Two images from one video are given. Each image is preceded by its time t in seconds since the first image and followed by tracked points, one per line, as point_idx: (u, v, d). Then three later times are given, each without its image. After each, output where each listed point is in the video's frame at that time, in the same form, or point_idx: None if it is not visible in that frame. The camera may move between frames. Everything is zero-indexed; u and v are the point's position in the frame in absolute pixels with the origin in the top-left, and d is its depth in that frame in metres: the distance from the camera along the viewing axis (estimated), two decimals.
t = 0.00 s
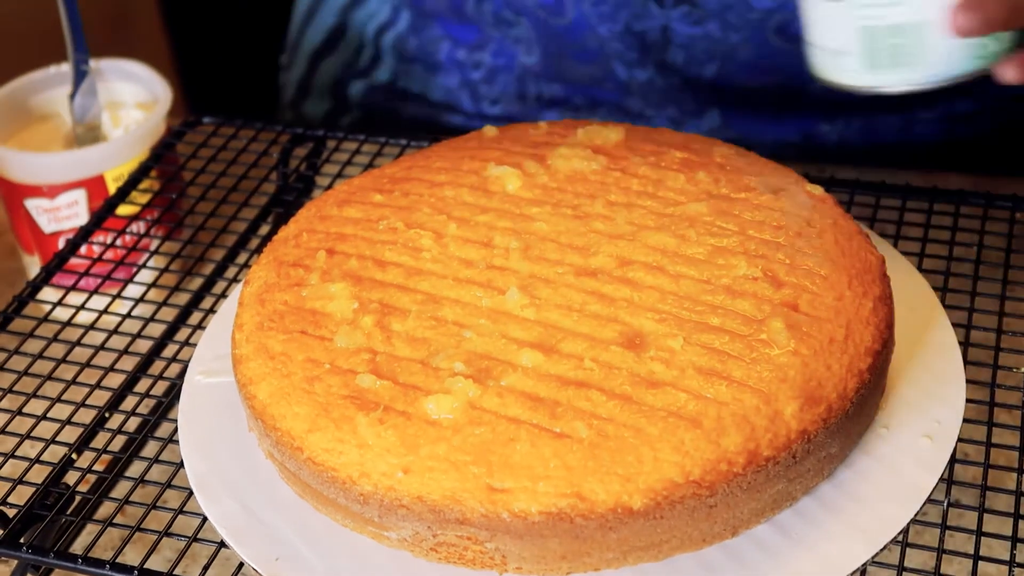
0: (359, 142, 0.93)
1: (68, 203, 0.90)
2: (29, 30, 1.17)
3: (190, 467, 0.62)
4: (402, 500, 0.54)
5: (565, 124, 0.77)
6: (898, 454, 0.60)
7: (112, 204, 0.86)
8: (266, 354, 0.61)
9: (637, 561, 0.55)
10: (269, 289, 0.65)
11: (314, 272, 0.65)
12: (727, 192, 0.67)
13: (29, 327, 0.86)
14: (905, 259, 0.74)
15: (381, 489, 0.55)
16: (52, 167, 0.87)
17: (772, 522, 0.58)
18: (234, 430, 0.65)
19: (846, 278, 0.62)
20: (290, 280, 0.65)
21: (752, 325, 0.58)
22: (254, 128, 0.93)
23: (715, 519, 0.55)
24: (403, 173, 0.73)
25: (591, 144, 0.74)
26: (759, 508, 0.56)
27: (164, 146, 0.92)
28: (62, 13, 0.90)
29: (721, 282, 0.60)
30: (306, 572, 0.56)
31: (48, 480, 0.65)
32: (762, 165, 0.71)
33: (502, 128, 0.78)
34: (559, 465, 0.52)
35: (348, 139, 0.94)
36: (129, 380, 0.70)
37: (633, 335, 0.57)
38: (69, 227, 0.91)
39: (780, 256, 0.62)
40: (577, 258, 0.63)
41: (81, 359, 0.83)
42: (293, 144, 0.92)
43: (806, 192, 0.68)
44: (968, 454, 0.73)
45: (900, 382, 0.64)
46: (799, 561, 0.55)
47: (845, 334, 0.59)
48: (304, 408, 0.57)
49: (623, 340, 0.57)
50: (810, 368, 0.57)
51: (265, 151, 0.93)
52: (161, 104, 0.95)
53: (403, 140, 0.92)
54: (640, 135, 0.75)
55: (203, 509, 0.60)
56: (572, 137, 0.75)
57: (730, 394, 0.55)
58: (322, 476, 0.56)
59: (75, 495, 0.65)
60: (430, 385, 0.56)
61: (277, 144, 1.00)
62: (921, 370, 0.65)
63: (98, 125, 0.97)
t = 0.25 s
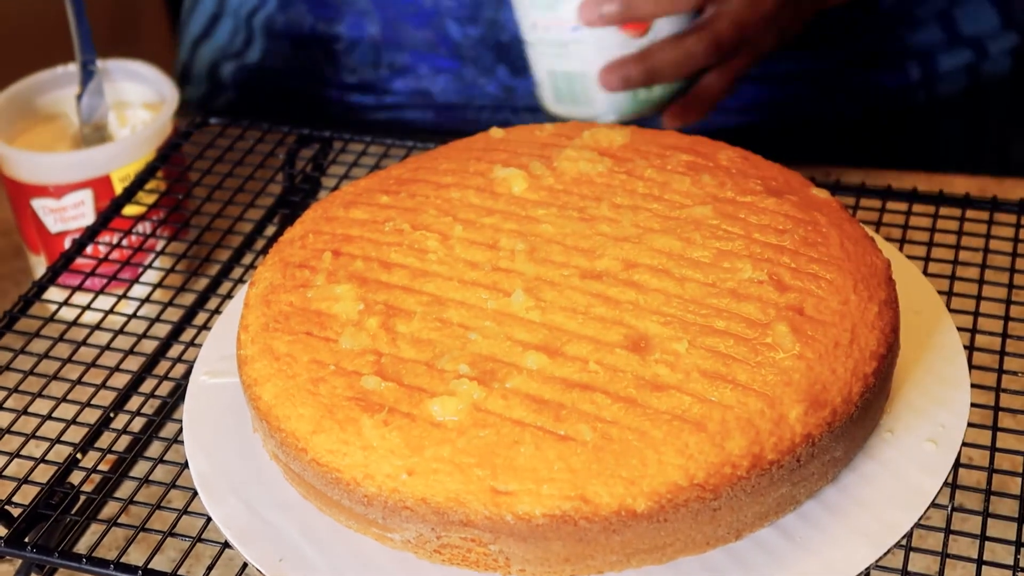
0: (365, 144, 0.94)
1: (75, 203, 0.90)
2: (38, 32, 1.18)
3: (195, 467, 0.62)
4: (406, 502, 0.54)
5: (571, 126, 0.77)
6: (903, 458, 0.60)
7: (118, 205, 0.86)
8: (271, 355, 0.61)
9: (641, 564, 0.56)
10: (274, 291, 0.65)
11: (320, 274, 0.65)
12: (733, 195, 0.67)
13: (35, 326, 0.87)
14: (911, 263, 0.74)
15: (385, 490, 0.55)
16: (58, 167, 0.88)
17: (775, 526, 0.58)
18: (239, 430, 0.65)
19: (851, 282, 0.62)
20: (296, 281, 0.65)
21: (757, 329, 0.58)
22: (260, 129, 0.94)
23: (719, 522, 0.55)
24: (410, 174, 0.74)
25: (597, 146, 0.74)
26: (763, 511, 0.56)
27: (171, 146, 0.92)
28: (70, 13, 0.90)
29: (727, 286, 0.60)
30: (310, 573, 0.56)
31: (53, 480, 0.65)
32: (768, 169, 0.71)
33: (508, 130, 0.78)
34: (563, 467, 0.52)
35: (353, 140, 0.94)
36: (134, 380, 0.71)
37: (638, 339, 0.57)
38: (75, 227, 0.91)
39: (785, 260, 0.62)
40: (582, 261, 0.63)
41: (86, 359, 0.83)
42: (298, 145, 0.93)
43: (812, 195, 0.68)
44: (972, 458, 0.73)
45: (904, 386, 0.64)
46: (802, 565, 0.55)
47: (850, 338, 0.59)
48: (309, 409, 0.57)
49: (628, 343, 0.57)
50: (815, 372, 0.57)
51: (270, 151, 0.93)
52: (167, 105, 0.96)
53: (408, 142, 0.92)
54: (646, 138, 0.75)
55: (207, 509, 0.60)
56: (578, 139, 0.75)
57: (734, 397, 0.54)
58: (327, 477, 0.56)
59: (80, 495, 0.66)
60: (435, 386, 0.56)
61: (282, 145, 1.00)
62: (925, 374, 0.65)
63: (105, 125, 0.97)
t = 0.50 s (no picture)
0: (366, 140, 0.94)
1: (74, 198, 0.89)
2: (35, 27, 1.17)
3: (195, 463, 0.62)
4: (407, 499, 0.54)
5: (573, 122, 0.77)
6: (905, 456, 0.60)
7: (119, 201, 0.87)
8: (272, 351, 0.61)
9: (643, 562, 0.55)
10: (275, 287, 0.65)
11: (321, 270, 0.65)
12: (736, 192, 0.67)
13: (35, 322, 0.86)
14: (913, 260, 0.74)
15: (386, 487, 0.54)
16: (56, 162, 0.87)
17: (777, 524, 0.57)
18: (240, 427, 0.65)
19: (854, 279, 0.61)
20: (297, 277, 0.65)
21: (759, 326, 0.57)
22: (260, 125, 0.94)
23: (721, 520, 0.55)
24: (411, 170, 0.73)
25: (599, 142, 0.74)
26: (765, 509, 0.56)
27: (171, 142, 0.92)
28: (70, 8, 0.90)
29: (729, 283, 0.60)
30: (311, 570, 0.56)
31: (53, 476, 0.65)
32: (771, 165, 0.71)
33: (510, 126, 0.77)
34: (565, 464, 0.52)
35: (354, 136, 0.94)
36: (134, 376, 0.71)
37: (641, 336, 0.57)
38: (75, 223, 0.90)
39: (788, 257, 0.62)
40: (584, 258, 0.62)
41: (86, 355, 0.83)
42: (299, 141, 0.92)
43: (814, 192, 0.68)
44: (974, 456, 0.72)
45: (907, 384, 0.64)
46: (804, 563, 0.55)
47: (852, 336, 0.59)
48: (310, 406, 0.57)
49: (630, 340, 0.57)
50: (818, 370, 0.56)
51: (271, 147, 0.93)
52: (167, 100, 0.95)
53: (409, 138, 0.91)
54: (649, 134, 0.75)
55: (208, 506, 0.60)
56: (580, 136, 0.75)
57: (737, 395, 0.54)
58: (327, 474, 0.56)
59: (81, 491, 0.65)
60: (436, 383, 0.56)
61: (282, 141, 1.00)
62: (928, 371, 0.65)
63: (105, 121, 0.97)
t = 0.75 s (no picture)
0: (373, 139, 0.94)
1: (81, 197, 0.89)
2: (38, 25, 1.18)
3: (202, 461, 0.62)
4: (414, 497, 0.54)
5: (579, 121, 0.77)
6: (912, 455, 0.60)
7: (126, 199, 0.88)
8: (279, 350, 0.61)
9: (649, 560, 0.55)
10: (282, 285, 0.65)
11: (328, 268, 0.65)
12: (742, 192, 0.67)
13: (41, 320, 0.87)
14: (919, 260, 0.74)
15: (393, 485, 0.55)
16: (63, 159, 0.87)
17: (784, 523, 0.57)
18: (246, 425, 0.65)
19: (861, 279, 0.61)
20: (304, 276, 0.65)
21: (766, 326, 0.57)
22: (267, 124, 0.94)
23: (728, 519, 0.55)
24: (418, 169, 0.73)
25: (606, 141, 0.74)
26: (772, 508, 0.56)
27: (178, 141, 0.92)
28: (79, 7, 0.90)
29: (736, 282, 0.60)
30: (317, 567, 0.56)
31: (60, 474, 0.65)
32: (777, 165, 0.71)
33: (516, 125, 0.78)
34: (572, 463, 0.52)
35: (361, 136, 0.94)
36: (140, 375, 0.71)
37: (647, 335, 0.57)
38: (81, 221, 0.90)
39: (794, 256, 0.62)
40: (591, 257, 0.62)
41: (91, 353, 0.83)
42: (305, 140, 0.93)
43: (821, 192, 0.68)
44: (980, 457, 0.72)
45: (913, 383, 0.64)
46: (811, 562, 0.55)
47: (860, 335, 0.59)
48: (316, 404, 0.57)
49: (637, 339, 0.57)
50: (824, 369, 0.56)
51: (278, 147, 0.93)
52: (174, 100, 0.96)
53: (415, 137, 0.91)
54: (655, 134, 0.75)
55: (215, 504, 0.60)
56: (586, 135, 0.75)
57: (743, 394, 0.54)
58: (334, 472, 0.56)
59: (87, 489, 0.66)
60: (443, 381, 0.56)
61: (289, 141, 1.00)
62: (935, 371, 0.65)
63: (111, 119, 0.97)
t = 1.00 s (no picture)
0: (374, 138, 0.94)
1: (81, 195, 0.89)
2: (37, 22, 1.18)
3: (202, 458, 0.62)
4: (414, 495, 0.54)
5: (580, 119, 0.77)
6: (911, 453, 0.60)
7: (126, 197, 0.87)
8: (279, 347, 0.61)
9: (648, 558, 0.55)
10: (283, 283, 0.65)
11: (328, 266, 0.65)
12: (742, 190, 0.67)
13: (41, 319, 0.87)
14: (920, 258, 0.74)
15: (392, 483, 0.55)
16: (63, 158, 0.87)
17: (783, 521, 0.58)
18: (246, 423, 0.65)
19: (860, 277, 0.61)
20: (304, 274, 0.65)
21: (765, 323, 0.57)
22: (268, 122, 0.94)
23: (727, 516, 0.55)
24: (418, 167, 0.73)
25: (606, 140, 0.74)
26: (771, 506, 0.56)
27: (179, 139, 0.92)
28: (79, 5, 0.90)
29: (735, 280, 0.60)
30: (316, 565, 0.56)
31: (60, 471, 0.65)
32: (777, 163, 0.71)
33: (516, 123, 0.78)
34: (571, 460, 0.52)
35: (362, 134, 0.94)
36: (140, 373, 0.71)
37: (647, 332, 0.57)
38: (82, 219, 0.90)
39: (794, 254, 0.62)
40: (591, 255, 0.63)
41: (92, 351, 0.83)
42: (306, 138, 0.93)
43: (821, 190, 0.68)
44: (980, 455, 0.72)
45: (913, 382, 0.64)
46: (810, 560, 0.55)
47: (859, 333, 0.59)
48: (316, 401, 0.57)
49: (637, 337, 0.57)
50: (824, 367, 0.56)
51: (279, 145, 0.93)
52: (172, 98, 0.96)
53: (416, 136, 0.91)
54: (655, 131, 0.75)
55: (214, 501, 0.60)
56: (586, 133, 0.75)
57: (742, 392, 0.54)
58: (334, 470, 0.56)
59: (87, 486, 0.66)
60: (443, 379, 0.56)
61: (290, 139, 1.00)
62: (935, 369, 0.65)
63: (110, 117, 0.97)
